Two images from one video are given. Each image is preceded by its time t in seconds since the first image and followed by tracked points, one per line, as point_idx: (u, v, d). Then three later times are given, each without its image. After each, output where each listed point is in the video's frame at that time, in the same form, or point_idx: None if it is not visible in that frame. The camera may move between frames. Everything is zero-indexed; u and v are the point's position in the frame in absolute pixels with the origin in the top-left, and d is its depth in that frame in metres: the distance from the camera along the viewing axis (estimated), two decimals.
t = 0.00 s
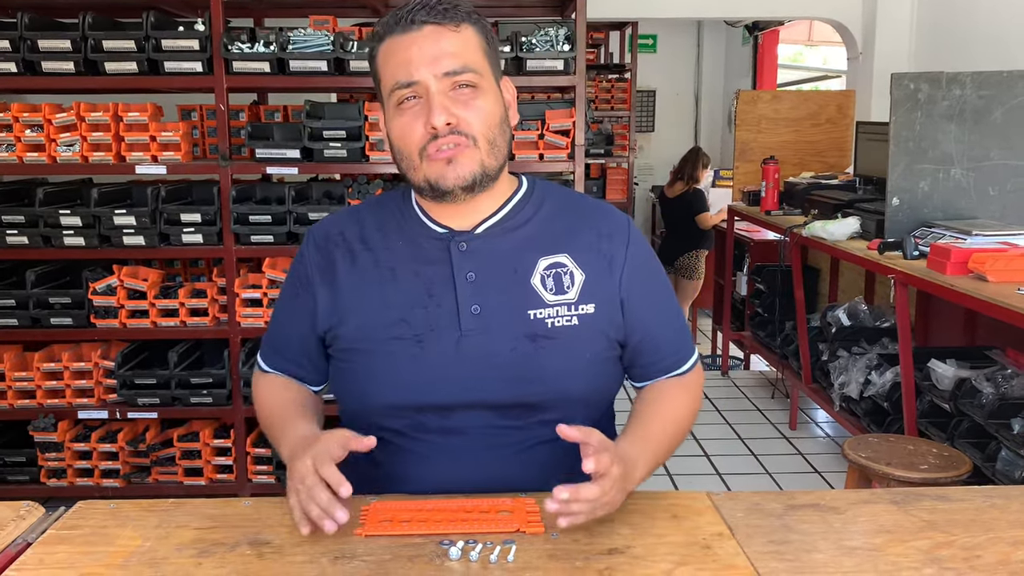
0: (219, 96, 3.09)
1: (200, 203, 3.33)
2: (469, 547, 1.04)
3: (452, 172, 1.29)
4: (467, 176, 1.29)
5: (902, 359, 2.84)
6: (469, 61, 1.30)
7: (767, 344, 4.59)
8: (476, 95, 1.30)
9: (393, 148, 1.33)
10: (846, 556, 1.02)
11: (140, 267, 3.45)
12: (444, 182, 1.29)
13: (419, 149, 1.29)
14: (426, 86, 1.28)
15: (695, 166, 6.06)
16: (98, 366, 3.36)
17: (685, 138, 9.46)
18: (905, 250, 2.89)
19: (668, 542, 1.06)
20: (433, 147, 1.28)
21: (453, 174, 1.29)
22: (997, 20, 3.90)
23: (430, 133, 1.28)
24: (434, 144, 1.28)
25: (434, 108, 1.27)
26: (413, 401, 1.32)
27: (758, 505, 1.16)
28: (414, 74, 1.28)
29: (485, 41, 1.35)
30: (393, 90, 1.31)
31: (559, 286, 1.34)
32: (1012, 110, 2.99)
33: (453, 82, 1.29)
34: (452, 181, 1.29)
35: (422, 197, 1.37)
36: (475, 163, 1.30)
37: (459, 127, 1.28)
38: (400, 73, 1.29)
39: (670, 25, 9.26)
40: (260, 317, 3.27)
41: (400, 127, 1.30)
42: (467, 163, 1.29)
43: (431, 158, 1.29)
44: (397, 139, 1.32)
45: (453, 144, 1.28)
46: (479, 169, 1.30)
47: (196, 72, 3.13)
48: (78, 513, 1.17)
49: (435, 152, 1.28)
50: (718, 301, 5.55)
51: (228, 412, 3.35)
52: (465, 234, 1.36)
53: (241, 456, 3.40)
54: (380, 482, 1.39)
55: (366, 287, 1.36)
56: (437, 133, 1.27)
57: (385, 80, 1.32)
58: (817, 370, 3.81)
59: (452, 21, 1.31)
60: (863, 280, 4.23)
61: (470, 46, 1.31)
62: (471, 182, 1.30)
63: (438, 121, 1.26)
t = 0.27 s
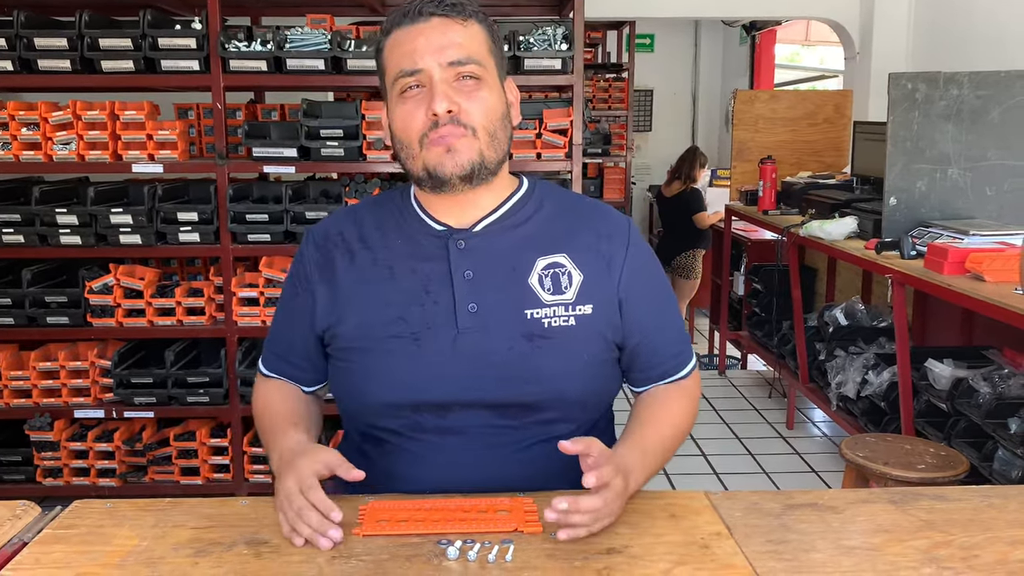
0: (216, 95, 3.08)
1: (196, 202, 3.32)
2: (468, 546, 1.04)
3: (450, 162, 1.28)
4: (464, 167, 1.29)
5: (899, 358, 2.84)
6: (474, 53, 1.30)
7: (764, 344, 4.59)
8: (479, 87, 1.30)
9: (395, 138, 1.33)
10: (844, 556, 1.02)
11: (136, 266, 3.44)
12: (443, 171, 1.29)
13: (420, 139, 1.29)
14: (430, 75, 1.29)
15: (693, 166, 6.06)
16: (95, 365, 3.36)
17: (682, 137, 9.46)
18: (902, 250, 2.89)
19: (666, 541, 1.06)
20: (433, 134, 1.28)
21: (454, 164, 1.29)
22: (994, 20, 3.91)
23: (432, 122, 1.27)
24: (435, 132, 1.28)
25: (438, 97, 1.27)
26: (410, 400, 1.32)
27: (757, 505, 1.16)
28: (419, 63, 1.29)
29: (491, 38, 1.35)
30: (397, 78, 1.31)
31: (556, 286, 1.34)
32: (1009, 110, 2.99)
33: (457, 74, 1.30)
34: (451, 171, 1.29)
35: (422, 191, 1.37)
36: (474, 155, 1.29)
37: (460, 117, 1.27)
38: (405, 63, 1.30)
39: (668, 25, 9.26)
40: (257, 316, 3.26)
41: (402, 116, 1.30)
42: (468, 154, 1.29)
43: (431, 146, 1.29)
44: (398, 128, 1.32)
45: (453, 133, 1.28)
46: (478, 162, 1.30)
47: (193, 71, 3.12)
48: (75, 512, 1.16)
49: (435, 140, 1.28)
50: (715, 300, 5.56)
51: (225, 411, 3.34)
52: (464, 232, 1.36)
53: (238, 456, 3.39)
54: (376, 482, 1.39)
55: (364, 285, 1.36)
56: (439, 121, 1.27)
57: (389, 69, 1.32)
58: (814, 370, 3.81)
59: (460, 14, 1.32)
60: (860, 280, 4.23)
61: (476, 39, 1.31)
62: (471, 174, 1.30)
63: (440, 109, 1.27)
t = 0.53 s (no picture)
0: (215, 94, 3.08)
1: (195, 201, 3.32)
2: (467, 545, 1.04)
3: (446, 168, 1.29)
4: (460, 170, 1.29)
5: (898, 358, 2.83)
6: (452, 56, 1.30)
7: (763, 343, 4.59)
8: (463, 88, 1.30)
9: (389, 150, 1.34)
10: (844, 556, 1.02)
11: (135, 264, 3.44)
12: (440, 179, 1.29)
13: (413, 150, 1.30)
14: (413, 86, 1.29)
15: (692, 165, 6.06)
16: (93, 364, 3.35)
17: (682, 137, 9.46)
18: (901, 250, 2.88)
19: (666, 541, 1.06)
20: (426, 144, 1.28)
21: (448, 169, 1.29)
22: (994, 21, 3.91)
23: (422, 131, 1.28)
24: (427, 141, 1.28)
25: (423, 106, 1.28)
26: (413, 395, 1.32)
27: (757, 505, 1.16)
28: (401, 76, 1.29)
29: (469, 37, 1.35)
30: (382, 94, 1.32)
31: (556, 281, 1.34)
32: (1008, 110, 2.99)
33: (439, 79, 1.30)
34: (448, 178, 1.29)
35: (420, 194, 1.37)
36: (468, 157, 1.30)
37: (450, 121, 1.28)
38: (387, 77, 1.30)
39: (667, 24, 9.26)
40: (256, 315, 3.26)
41: (392, 129, 1.31)
42: (462, 156, 1.30)
43: (426, 156, 1.29)
44: (390, 142, 1.33)
45: (446, 139, 1.28)
46: (473, 162, 1.31)
47: (192, 69, 3.12)
48: (73, 511, 1.16)
49: (430, 149, 1.29)
50: (714, 300, 5.55)
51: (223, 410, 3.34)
52: (464, 229, 1.35)
53: (236, 455, 3.39)
54: (380, 478, 1.39)
55: (366, 282, 1.36)
56: (429, 130, 1.28)
57: (374, 86, 1.33)
58: (814, 369, 3.80)
59: (434, 18, 1.32)
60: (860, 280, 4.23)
61: (454, 41, 1.32)
62: (467, 175, 1.30)
63: (428, 118, 1.27)
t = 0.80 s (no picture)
0: (217, 94, 3.08)
1: (197, 202, 3.32)
2: (470, 545, 1.04)
3: (433, 176, 1.28)
4: (447, 178, 1.28)
5: (900, 359, 2.84)
6: (433, 64, 1.29)
7: (764, 344, 4.60)
8: (445, 95, 1.29)
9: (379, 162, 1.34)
10: (846, 556, 1.02)
11: (137, 264, 3.44)
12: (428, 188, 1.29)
13: (398, 161, 1.29)
14: (395, 98, 1.29)
15: (693, 166, 6.06)
16: (95, 364, 3.36)
17: (683, 138, 9.46)
18: (902, 251, 2.89)
19: (668, 541, 1.06)
20: (410, 154, 1.27)
21: (435, 178, 1.28)
22: (994, 22, 3.91)
23: (405, 142, 1.27)
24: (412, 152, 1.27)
25: (405, 117, 1.27)
26: (415, 394, 1.33)
27: (759, 505, 1.16)
28: (383, 88, 1.29)
29: (451, 41, 1.34)
30: (368, 108, 1.32)
31: (553, 277, 1.34)
32: (1009, 111, 3.00)
33: (421, 88, 1.29)
34: (436, 185, 1.28)
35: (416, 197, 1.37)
36: (456, 164, 1.29)
37: (432, 130, 1.27)
38: (370, 91, 1.30)
39: (668, 25, 9.27)
40: (257, 316, 3.26)
41: (378, 142, 1.31)
42: (448, 165, 1.28)
43: (411, 165, 1.28)
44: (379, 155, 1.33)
45: (430, 149, 1.27)
46: (460, 170, 1.29)
47: (194, 70, 3.12)
48: (77, 510, 1.16)
49: (416, 159, 1.27)
50: (715, 300, 5.55)
51: (225, 410, 3.34)
52: (461, 229, 1.35)
53: (238, 455, 3.39)
54: (386, 477, 1.39)
55: (368, 283, 1.37)
56: (412, 140, 1.27)
57: (360, 99, 1.33)
58: (814, 370, 3.81)
59: (413, 27, 1.31)
60: (860, 280, 4.23)
61: (435, 49, 1.31)
62: (454, 183, 1.29)
63: (409, 128, 1.26)
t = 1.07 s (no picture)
0: (218, 94, 3.08)
1: (198, 202, 3.32)
2: (472, 546, 1.04)
3: (441, 171, 1.28)
4: (455, 174, 1.28)
5: (901, 360, 2.83)
6: (454, 60, 1.30)
7: (765, 345, 4.60)
8: (464, 93, 1.29)
9: (388, 152, 1.33)
10: (849, 557, 1.02)
11: (138, 265, 3.45)
12: (435, 183, 1.29)
13: (408, 152, 1.29)
14: (412, 88, 1.29)
15: (694, 166, 6.06)
16: (96, 364, 3.36)
17: (684, 138, 9.46)
18: (904, 252, 2.89)
19: (671, 542, 1.06)
20: (422, 146, 1.27)
21: (443, 173, 1.28)
22: (996, 23, 3.91)
23: (418, 132, 1.27)
24: (424, 144, 1.27)
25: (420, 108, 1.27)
26: (416, 396, 1.32)
27: (761, 506, 1.16)
28: (401, 77, 1.29)
29: (475, 41, 1.35)
30: (383, 96, 1.32)
31: (555, 282, 1.34)
32: (1011, 112, 2.99)
33: (441, 82, 1.29)
34: (444, 181, 1.28)
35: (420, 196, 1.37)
36: (465, 162, 1.29)
37: (446, 125, 1.27)
38: (389, 78, 1.30)
39: (669, 26, 9.27)
40: (259, 316, 3.26)
41: (390, 131, 1.31)
42: (457, 162, 1.28)
43: (421, 158, 1.28)
44: (389, 144, 1.33)
45: (442, 143, 1.27)
46: (468, 169, 1.29)
47: (196, 70, 3.12)
48: (79, 511, 1.16)
49: (426, 152, 1.28)
50: (716, 301, 5.55)
51: (226, 410, 3.34)
52: (464, 231, 1.35)
53: (239, 455, 3.39)
54: (385, 479, 1.39)
55: (368, 284, 1.37)
56: (425, 132, 1.27)
57: (376, 86, 1.33)
58: (816, 371, 3.80)
59: (439, 22, 1.31)
60: (861, 281, 4.23)
61: (459, 46, 1.31)
62: (461, 180, 1.29)
63: (424, 120, 1.26)
